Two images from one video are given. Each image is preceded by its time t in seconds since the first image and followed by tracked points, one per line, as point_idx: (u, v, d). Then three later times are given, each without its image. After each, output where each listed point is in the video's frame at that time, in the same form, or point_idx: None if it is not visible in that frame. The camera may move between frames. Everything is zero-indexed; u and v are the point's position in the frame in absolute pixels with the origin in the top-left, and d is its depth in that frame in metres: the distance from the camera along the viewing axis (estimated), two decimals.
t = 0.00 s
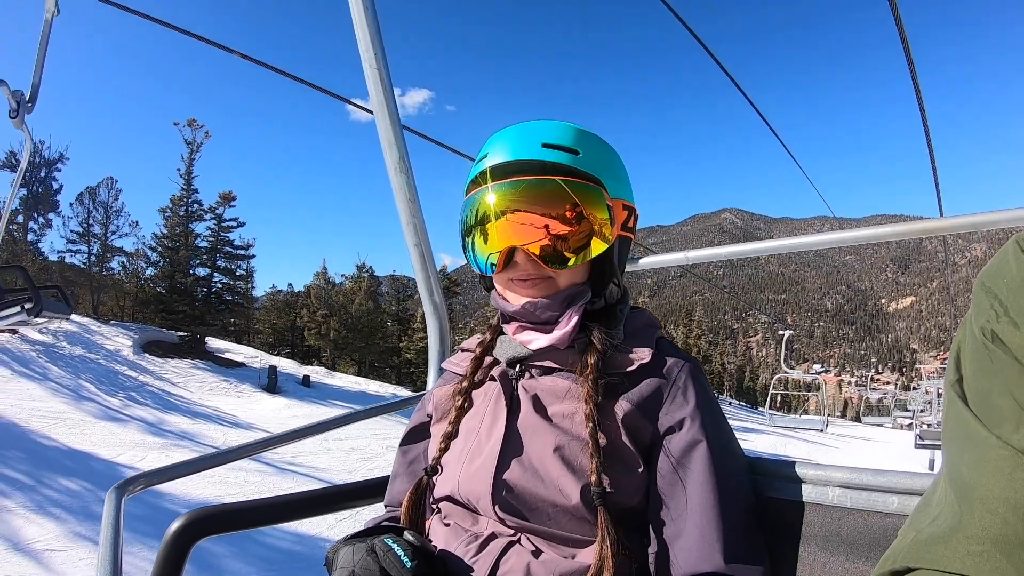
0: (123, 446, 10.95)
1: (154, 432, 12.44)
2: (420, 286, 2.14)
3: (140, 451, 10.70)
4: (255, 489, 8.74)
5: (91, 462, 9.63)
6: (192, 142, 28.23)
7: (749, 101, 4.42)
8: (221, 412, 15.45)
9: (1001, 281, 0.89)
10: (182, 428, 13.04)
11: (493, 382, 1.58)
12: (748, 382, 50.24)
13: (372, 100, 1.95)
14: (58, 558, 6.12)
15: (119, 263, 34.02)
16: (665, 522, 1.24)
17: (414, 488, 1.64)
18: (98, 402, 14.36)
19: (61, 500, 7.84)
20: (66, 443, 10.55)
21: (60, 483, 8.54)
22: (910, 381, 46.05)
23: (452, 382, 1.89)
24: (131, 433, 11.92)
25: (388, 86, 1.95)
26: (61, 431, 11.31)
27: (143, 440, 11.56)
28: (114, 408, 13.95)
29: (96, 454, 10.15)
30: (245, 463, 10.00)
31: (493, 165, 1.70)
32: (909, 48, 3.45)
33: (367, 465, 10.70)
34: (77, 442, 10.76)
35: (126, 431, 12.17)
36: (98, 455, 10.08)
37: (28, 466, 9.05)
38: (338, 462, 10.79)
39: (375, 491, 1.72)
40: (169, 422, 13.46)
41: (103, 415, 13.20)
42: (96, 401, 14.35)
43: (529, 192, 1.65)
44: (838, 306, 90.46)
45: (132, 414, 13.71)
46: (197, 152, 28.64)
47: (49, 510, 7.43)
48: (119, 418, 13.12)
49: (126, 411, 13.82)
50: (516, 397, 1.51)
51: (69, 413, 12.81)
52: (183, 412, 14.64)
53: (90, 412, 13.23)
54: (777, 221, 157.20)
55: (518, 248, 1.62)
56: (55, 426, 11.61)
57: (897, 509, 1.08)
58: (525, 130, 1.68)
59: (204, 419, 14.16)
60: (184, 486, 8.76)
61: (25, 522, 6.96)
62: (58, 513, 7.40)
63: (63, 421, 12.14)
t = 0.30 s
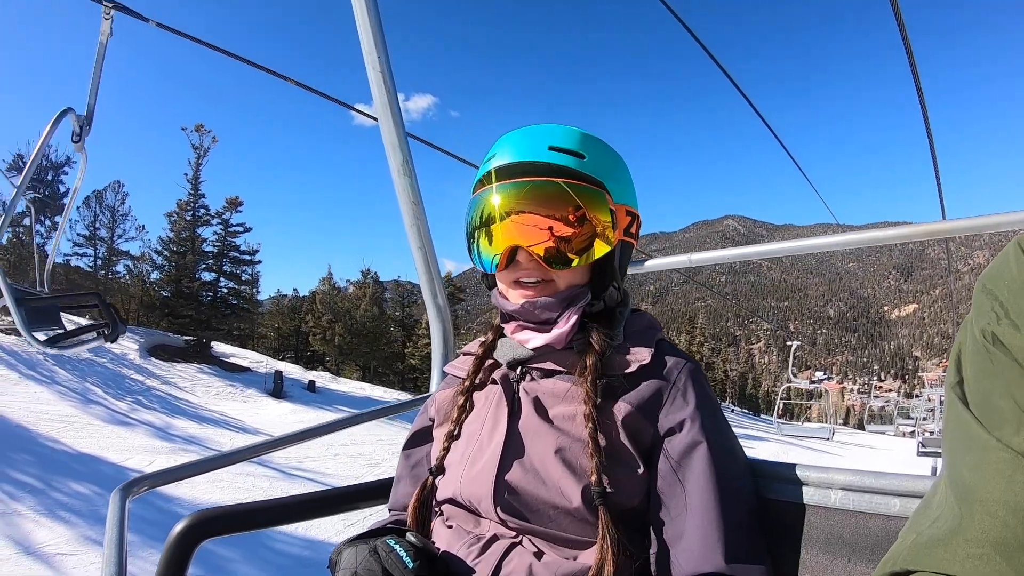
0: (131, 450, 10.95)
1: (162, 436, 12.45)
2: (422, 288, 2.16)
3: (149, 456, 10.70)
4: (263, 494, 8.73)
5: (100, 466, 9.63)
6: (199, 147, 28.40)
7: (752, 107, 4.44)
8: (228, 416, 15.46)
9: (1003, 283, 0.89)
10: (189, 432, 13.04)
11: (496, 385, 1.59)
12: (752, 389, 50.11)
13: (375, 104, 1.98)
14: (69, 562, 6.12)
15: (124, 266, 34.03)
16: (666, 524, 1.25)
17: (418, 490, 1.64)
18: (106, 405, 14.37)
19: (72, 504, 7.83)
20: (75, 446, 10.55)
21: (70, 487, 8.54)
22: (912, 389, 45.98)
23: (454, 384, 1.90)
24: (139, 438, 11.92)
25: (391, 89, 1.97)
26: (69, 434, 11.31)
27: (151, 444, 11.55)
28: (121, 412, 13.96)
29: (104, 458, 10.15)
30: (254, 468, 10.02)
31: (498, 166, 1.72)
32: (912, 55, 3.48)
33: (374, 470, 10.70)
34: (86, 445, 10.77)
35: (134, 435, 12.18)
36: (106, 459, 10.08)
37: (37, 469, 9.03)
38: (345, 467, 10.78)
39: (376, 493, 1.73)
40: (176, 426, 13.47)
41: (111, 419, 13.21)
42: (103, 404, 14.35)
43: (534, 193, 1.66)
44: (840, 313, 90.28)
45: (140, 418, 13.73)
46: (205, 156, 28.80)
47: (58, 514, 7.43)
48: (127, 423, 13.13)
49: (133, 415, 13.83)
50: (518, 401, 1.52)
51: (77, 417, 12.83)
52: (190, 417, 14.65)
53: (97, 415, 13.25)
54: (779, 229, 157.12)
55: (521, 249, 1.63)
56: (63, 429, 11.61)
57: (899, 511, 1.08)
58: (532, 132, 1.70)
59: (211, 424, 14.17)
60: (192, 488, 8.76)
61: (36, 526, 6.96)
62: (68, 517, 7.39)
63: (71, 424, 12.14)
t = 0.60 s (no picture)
0: (141, 454, 10.97)
1: (171, 440, 12.49)
2: (426, 292, 2.16)
3: (159, 460, 10.72)
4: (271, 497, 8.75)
5: (111, 470, 9.65)
6: (207, 152, 28.53)
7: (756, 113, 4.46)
8: (236, 421, 15.48)
9: (1008, 289, 0.89)
10: (198, 437, 13.07)
11: (500, 389, 1.59)
12: (755, 394, 50.09)
13: (380, 109, 1.99)
14: (84, 567, 6.13)
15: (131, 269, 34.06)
16: (670, 529, 1.25)
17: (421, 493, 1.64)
18: (115, 410, 14.40)
19: (83, 508, 7.85)
20: (86, 451, 10.57)
21: (82, 491, 8.55)
22: (915, 396, 45.92)
23: (458, 388, 1.90)
24: (149, 442, 11.93)
25: (396, 95, 1.98)
26: (80, 438, 11.33)
27: (161, 449, 11.56)
28: (130, 417, 13.99)
29: (114, 462, 10.19)
30: (263, 474, 10.03)
31: (507, 172, 1.72)
32: (916, 62, 3.49)
33: (381, 475, 10.71)
34: (96, 449, 10.79)
35: (143, 439, 12.20)
36: (117, 464, 10.09)
37: (47, 473, 9.06)
38: (353, 472, 10.78)
39: (379, 496, 1.73)
40: (185, 431, 13.51)
41: (120, 423, 13.24)
42: (112, 409, 14.38)
43: (546, 202, 1.66)
44: (843, 318, 90.19)
45: (148, 422, 13.76)
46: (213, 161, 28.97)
47: (71, 518, 7.44)
48: (136, 427, 13.15)
49: (142, 420, 13.86)
50: (522, 404, 1.52)
51: (86, 421, 12.85)
52: (199, 421, 14.68)
53: (106, 420, 13.27)
54: (782, 234, 156.98)
55: (532, 258, 1.64)
56: (73, 434, 11.62)
57: (902, 517, 1.08)
58: (543, 138, 1.69)
59: (220, 428, 14.20)
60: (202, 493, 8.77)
61: (49, 530, 6.98)
62: (80, 521, 7.40)
63: (81, 428, 12.15)
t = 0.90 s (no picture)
0: (152, 458, 10.92)
1: (181, 444, 12.33)
2: (430, 296, 2.17)
3: (170, 463, 10.67)
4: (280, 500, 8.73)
5: (122, 474, 9.62)
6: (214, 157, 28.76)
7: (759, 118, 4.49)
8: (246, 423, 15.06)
9: (1012, 295, 0.88)
10: (207, 440, 12.88)
11: (503, 394, 1.60)
12: (757, 398, 50.14)
13: (385, 112, 2.00)
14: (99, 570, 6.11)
15: (136, 273, 34.11)
16: (673, 534, 1.25)
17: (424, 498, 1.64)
18: (123, 413, 13.97)
19: (97, 512, 7.83)
20: (98, 455, 10.47)
21: (96, 495, 8.51)
22: (916, 399, 45.99)
23: (461, 393, 1.91)
24: (159, 446, 11.83)
25: (400, 98, 1.99)
26: (90, 442, 11.25)
27: (171, 452, 11.49)
28: (139, 420, 13.59)
29: (126, 466, 10.13)
30: (274, 477, 10.00)
31: (509, 176, 1.73)
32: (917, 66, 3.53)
33: (389, 479, 10.70)
34: (108, 454, 10.73)
35: (153, 442, 12.11)
36: (128, 467, 10.04)
37: (60, 477, 9.03)
38: (362, 475, 10.76)
39: (380, 499, 1.73)
40: (194, 434, 13.20)
41: (129, 426, 12.94)
42: (121, 412, 13.91)
43: (544, 210, 1.67)
44: (844, 322, 90.25)
45: (158, 426, 13.43)
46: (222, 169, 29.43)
47: (85, 522, 7.40)
48: (145, 431, 12.87)
49: (151, 424, 13.52)
50: (525, 410, 1.53)
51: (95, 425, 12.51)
52: (208, 424, 14.32)
53: (116, 423, 12.94)
54: (783, 237, 157.01)
55: (530, 263, 1.65)
56: (83, 437, 11.51)
57: (903, 524, 1.09)
58: (544, 143, 1.72)
59: (229, 431, 13.91)
60: (214, 497, 8.70)
61: (62, 533, 6.96)
62: (94, 525, 7.38)
63: (91, 431, 12.02)
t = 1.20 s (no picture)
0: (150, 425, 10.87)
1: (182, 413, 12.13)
2: (420, 268, 2.13)
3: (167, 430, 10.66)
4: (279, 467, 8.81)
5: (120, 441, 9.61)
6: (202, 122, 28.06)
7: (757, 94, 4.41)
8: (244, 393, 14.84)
9: (1011, 285, 0.86)
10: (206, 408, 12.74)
11: (493, 367, 1.57)
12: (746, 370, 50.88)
13: (379, 76, 1.92)
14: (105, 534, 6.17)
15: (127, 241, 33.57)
16: (660, 510, 1.25)
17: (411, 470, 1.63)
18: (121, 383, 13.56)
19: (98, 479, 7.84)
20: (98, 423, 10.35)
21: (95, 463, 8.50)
22: (901, 372, 46.93)
23: (449, 366, 1.88)
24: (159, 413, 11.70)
25: (395, 60, 1.91)
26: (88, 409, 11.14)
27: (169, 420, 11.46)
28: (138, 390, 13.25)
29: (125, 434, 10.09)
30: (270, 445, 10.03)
31: (502, 143, 1.68)
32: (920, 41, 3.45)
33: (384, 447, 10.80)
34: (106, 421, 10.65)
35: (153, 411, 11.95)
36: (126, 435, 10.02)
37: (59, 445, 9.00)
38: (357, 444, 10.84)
39: (367, 472, 1.72)
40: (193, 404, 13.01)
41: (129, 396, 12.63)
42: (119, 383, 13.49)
43: (536, 174, 1.62)
44: (832, 295, 91.23)
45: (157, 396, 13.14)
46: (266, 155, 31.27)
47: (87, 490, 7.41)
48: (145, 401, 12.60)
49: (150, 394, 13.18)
50: (514, 382, 1.51)
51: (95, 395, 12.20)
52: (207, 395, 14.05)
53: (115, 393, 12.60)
54: (774, 209, 157.13)
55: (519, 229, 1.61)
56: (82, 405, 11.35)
57: (891, 513, 1.09)
58: (536, 113, 1.67)
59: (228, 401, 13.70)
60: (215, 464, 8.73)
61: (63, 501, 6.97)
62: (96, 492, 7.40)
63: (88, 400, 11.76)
